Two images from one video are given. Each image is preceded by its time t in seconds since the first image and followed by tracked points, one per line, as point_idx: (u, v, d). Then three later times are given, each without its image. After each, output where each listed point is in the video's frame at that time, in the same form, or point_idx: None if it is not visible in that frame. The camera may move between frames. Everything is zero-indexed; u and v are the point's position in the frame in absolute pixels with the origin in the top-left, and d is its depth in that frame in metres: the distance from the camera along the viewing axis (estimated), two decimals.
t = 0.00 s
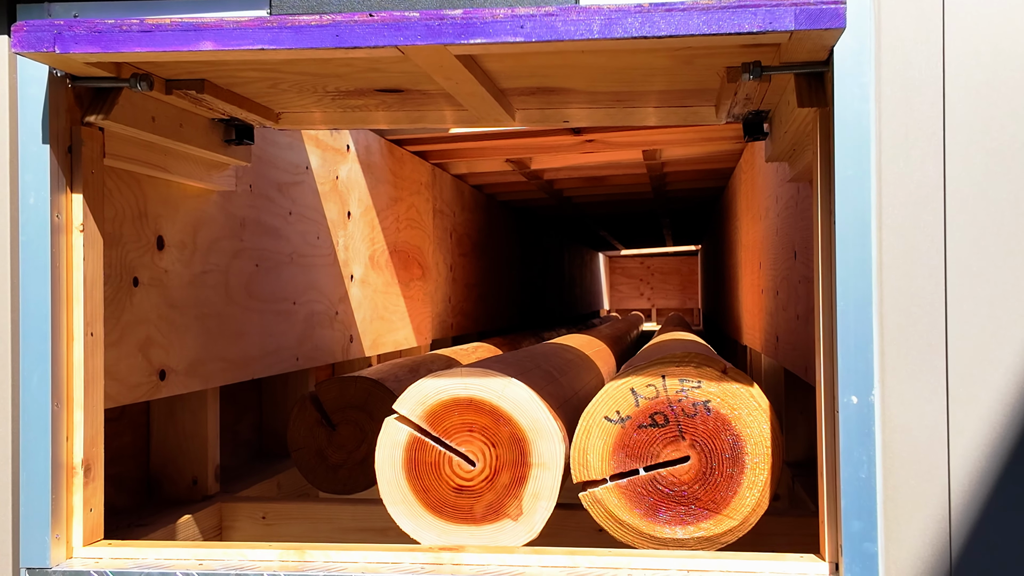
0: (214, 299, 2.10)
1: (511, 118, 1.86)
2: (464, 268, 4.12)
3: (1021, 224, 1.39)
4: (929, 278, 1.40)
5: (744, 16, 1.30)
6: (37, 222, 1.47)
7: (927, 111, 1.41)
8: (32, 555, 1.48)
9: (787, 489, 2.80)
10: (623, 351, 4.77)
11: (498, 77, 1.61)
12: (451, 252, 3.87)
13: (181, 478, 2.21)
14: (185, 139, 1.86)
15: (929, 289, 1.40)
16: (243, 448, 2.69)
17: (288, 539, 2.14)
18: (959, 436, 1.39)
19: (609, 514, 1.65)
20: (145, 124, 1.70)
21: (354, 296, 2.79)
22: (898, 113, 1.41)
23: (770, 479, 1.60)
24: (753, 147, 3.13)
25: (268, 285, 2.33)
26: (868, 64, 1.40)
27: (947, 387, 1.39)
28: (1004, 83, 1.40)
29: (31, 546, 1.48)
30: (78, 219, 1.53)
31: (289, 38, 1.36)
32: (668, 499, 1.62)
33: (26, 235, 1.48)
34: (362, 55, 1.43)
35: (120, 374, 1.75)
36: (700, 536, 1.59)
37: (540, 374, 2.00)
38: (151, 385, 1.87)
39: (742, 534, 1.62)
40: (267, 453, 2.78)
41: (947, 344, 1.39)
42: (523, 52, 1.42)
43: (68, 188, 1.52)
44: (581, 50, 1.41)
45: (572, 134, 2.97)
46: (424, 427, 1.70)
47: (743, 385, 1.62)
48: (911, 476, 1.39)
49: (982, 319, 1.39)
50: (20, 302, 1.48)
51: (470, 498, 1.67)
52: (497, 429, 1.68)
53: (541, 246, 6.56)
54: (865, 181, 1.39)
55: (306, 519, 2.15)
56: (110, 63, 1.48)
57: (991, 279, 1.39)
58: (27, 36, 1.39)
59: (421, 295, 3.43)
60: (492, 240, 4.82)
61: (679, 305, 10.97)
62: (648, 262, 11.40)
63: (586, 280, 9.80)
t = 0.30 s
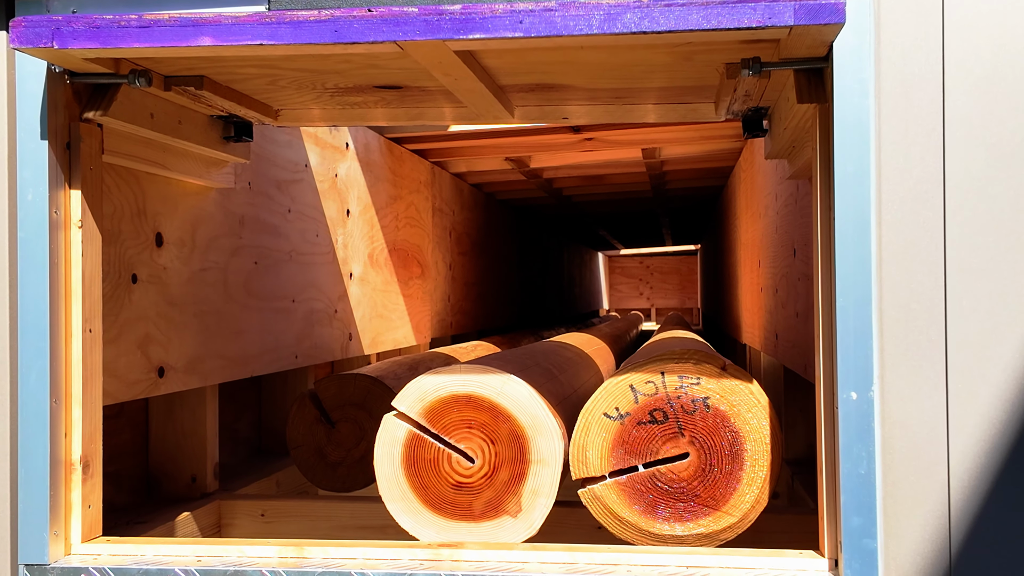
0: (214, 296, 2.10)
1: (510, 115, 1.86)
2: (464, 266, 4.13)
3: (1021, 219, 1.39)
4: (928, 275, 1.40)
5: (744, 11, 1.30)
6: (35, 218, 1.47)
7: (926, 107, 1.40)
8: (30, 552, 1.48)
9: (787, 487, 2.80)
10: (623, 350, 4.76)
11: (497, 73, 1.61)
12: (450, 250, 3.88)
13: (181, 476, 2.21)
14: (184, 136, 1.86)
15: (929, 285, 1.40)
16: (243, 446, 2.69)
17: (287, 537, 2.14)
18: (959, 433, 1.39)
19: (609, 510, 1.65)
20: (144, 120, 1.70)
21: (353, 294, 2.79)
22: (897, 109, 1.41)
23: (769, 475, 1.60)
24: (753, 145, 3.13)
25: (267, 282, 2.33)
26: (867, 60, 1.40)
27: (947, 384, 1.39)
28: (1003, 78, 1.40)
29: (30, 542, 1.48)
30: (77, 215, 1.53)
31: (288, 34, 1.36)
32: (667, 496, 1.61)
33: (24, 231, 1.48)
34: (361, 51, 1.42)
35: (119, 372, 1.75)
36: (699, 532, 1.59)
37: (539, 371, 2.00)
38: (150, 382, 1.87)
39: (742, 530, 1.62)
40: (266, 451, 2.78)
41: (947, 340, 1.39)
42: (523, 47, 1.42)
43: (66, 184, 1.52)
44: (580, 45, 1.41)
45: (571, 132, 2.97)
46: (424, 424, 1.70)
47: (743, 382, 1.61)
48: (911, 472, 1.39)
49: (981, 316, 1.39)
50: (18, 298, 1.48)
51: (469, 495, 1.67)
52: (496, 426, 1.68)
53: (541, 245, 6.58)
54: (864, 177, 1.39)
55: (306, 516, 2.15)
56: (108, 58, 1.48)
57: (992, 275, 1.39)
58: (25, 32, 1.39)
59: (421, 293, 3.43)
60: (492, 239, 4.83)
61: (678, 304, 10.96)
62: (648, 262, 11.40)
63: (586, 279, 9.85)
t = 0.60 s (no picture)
0: (213, 294, 2.10)
1: (510, 113, 1.86)
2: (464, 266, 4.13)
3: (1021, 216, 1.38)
4: (928, 272, 1.40)
5: (744, 8, 1.30)
6: (35, 215, 1.47)
7: (925, 103, 1.41)
8: (30, 549, 1.48)
9: (787, 486, 2.80)
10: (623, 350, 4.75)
11: (497, 71, 1.61)
12: (450, 250, 3.88)
13: (180, 474, 2.20)
14: (184, 134, 1.86)
15: (929, 282, 1.39)
16: (242, 444, 2.69)
17: (287, 535, 2.14)
18: (959, 430, 1.38)
19: (609, 508, 1.64)
20: (144, 118, 1.70)
21: (353, 292, 2.79)
22: (897, 106, 1.41)
23: (770, 473, 1.59)
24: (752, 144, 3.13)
25: (267, 281, 2.33)
26: (867, 58, 1.40)
27: (947, 381, 1.39)
28: (1003, 76, 1.40)
29: (30, 540, 1.48)
30: (77, 212, 1.53)
31: (288, 31, 1.36)
32: (667, 494, 1.61)
33: (23, 228, 1.48)
34: (361, 48, 1.42)
35: (119, 369, 1.75)
36: (699, 530, 1.59)
37: (540, 369, 2.01)
38: (150, 380, 1.87)
39: (742, 528, 1.62)
40: (266, 449, 2.78)
41: (947, 338, 1.39)
42: (523, 44, 1.42)
43: (66, 181, 1.52)
44: (580, 42, 1.41)
45: (570, 131, 2.97)
46: (424, 422, 1.70)
47: (743, 379, 1.61)
48: (911, 469, 1.39)
49: (981, 313, 1.39)
50: (19, 295, 1.48)
51: (470, 493, 1.67)
52: (496, 423, 1.68)
53: (541, 245, 6.60)
54: (863, 174, 1.39)
55: (305, 514, 2.15)
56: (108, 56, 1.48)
57: (992, 273, 1.39)
58: (25, 29, 1.39)
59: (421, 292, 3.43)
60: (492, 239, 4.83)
61: (678, 304, 10.96)
62: (647, 262, 11.41)
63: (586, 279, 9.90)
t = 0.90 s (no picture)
0: (214, 295, 2.10)
1: (511, 113, 1.86)
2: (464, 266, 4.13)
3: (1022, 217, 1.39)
4: (929, 272, 1.40)
5: (745, 8, 1.30)
6: (36, 215, 1.47)
7: (926, 104, 1.41)
8: (31, 550, 1.48)
9: (787, 486, 2.80)
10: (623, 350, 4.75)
11: (498, 71, 1.61)
12: (450, 250, 3.88)
13: (181, 474, 2.21)
14: (185, 134, 1.86)
15: (930, 283, 1.40)
16: (243, 444, 2.69)
17: (288, 535, 2.14)
18: (959, 430, 1.39)
19: (610, 508, 1.65)
20: (145, 118, 1.70)
21: (354, 293, 2.79)
22: (898, 107, 1.41)
23: (771, 473, 1.60)
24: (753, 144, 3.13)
25: (267, 281, 2.33)
26: (868, 58, 1.40)
27: (948, 382, 1.39)
28: (1004, 77, 1.40)
29: (32, 540, 1.48)
30: (78, 213, 1.53)
31: (290, 31, 1.36)
32: (668, 494, 1.62)
33: (25, 228, 1.48)
34: (363, 49, 1.42)
35: (120, 370, 1.76)
36: (700, 531, 1.59)
37: (540, 369, 2.01)
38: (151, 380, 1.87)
39: (743, 529, 1.62)
40: (266, 450, 2.78)
41: (948, 338, 1.39)
42: (524, 45, 1.42)
43: (68, 182, 1.52)
44: (582, 43, 1.41)
45: (571, 131, 2.97)
46: (425, 422, 1.70)
47: (743, 380, 1.61)
48: (912, 469, 1.39)
49: (981, 314, 1.39)
50: (21, 296, 1.48)
51: (470, 493, 1.67)
52: (496, 424, 1.68)
53: (541, 245, 6.60)
54: (865, 175, 1.39)
55: (306, 515, 2.15)
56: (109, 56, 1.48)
57: (992, 273, 1.39)
58: (27, 30, 1.39)
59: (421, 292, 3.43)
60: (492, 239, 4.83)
61: (678, 304, 10.97)
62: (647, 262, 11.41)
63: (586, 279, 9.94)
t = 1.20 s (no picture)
0: (214, 295, 2.10)
1: (510, 113, 1.86)
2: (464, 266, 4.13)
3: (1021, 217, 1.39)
4: (929, 272, 1.40)
5: (746, 8, 1.30)
6: (36, 215, 1.47)
7: (926, 104, 1.41)
8: (31, 549, 1.48)
9: (787, 486, 2.80)
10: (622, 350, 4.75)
11: (498, 71, 1.61)
12: (450, 250, 3.88)
13: (181, 474, 2.21)
14: (185, 134, 1.86)
15: (930, 283, 1.40)
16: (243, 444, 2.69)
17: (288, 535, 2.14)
18: (959, 430, 1.39)
19: (610, 508, 1.65)
20: (145, 118, 1.70)
21: (354, 292, 2.79)
22: (898, 107, 1.41)
23: (771, 473, 1.60)
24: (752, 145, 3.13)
25: (267, 281, 2.33)
26: (868, 58, 1.40)
27: (948, 382, 1.39)
28: (1003, 77, 1.40)
29: (32, 539, 1.48)
30: (78, 212, 1.53)
31: (290, 31, 1.36)
32: (668, 494, 1.62)
33: (26, 227, 1.48)
34: (363, 48, 1.42)
35: (120, 370, 1.75)
36: (699, 531, 1.59)
37: (540, 369, 2.01)
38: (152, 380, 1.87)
39: (743, 529, 1.62)
40: (266, 449, 2.78)
41: (947, 338, 1.39)
42: (524, 44, 1.42)
43: (68, 181, 1.52)
44: (582, 43, 1.41)
45: (570, 131, 2.97)
46: (425, 422, 1.70)
47: (743, 379, 1.61)
48: (912, 469, 1.39)
49: (981, 314, 1.39)
50: (21, 296, 1.48)
51: (470, 493, 1.67)
52: (496, 424, 1.68)
53: (541, 245, 6.61)
54: (865, 175, 1.39)
55: (306, 515, 2.15)
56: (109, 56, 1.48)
57: (992, 273, 1.39)
58: (27, 29, 1.39)
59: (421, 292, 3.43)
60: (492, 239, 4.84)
61: (678, 305, 10.97)
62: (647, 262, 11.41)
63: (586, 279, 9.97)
